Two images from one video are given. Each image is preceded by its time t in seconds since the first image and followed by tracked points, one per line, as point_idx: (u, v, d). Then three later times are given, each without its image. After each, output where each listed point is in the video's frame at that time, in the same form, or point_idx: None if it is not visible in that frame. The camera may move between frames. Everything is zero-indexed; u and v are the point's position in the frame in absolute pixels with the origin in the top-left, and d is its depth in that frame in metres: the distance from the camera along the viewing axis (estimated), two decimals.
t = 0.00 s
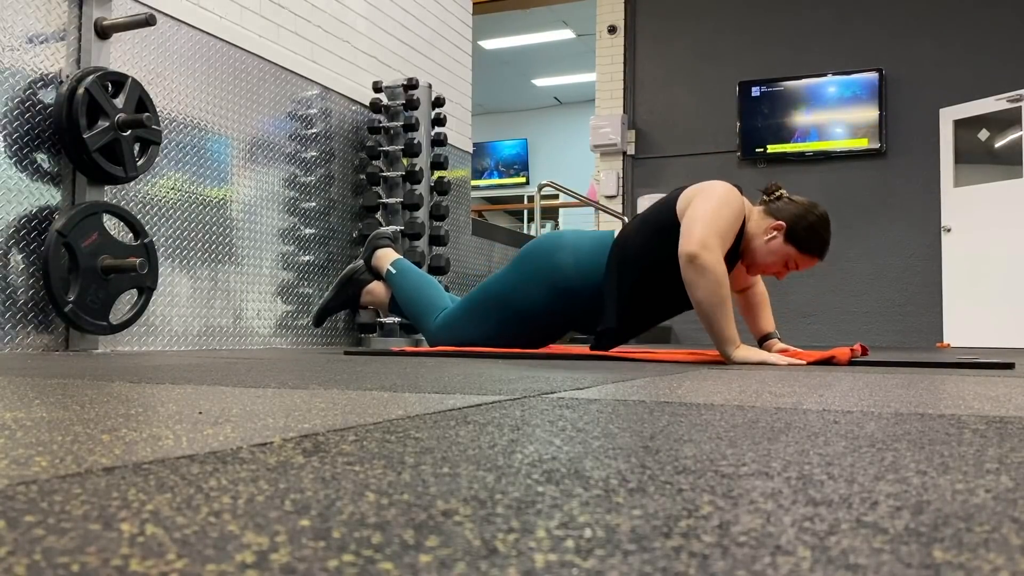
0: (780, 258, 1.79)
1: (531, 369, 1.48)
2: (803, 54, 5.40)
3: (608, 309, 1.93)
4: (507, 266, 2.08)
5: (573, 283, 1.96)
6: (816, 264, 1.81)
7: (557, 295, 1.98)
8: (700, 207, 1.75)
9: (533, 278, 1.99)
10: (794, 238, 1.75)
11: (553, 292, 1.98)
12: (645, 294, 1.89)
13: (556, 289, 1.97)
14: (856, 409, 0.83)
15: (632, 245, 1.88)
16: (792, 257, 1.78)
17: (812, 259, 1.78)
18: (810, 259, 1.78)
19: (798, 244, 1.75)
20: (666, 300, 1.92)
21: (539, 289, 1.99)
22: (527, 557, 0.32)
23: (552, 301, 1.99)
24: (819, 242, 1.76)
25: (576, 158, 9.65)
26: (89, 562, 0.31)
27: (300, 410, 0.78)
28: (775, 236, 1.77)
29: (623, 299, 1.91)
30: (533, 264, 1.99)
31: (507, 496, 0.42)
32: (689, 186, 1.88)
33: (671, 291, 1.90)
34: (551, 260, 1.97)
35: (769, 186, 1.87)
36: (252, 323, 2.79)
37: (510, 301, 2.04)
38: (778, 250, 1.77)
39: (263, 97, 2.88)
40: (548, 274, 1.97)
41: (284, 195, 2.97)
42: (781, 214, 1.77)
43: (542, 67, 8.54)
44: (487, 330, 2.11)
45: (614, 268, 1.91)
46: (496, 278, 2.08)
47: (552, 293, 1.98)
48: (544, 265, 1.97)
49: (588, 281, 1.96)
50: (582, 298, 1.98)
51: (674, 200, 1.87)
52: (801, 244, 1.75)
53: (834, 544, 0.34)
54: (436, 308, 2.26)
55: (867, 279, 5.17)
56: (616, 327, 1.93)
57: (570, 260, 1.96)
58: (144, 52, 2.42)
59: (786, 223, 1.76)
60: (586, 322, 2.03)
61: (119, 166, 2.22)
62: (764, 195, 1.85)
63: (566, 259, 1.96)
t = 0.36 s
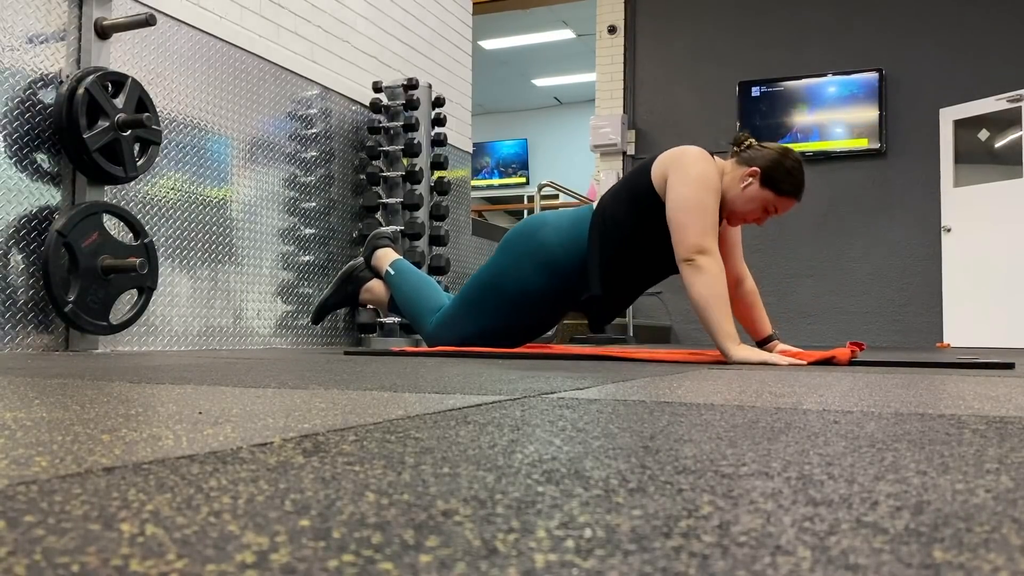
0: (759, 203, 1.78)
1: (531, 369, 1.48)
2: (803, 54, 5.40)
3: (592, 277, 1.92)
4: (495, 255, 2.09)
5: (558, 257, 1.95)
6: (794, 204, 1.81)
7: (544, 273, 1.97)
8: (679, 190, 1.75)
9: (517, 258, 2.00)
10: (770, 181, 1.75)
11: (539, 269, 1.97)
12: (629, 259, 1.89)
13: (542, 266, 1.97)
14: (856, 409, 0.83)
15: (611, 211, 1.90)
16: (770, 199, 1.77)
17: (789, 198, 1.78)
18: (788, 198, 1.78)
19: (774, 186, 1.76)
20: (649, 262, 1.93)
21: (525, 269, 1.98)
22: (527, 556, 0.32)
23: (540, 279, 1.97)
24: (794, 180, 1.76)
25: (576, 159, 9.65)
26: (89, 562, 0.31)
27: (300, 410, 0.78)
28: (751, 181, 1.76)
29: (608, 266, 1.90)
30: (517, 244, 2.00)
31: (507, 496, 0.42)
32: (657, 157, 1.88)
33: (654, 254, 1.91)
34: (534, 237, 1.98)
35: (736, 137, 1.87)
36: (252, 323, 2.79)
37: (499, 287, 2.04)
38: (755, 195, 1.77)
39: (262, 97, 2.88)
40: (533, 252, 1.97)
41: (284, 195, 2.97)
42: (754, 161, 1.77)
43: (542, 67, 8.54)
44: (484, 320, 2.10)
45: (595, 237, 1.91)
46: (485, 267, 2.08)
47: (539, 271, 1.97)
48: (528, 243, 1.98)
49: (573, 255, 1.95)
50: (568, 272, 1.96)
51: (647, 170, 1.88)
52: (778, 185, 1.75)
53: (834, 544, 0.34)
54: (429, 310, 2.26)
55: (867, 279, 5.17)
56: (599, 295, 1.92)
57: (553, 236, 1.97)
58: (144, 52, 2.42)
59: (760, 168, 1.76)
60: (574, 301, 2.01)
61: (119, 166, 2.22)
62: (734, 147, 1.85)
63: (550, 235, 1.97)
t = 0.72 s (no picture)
0: (759, 201, 1.77)
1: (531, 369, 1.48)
2: (803, 54, 5.40)
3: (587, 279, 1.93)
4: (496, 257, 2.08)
5: (556, 259, 1.96)
6: (794, 203, 1.80)
7: (542, 274, 1.98)
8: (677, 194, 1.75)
9: (517, 260, 2.00)
10: (769, 178, 1.74)
11: (537, 271, 1.98)
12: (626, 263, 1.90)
13: (540, 267, 1.97)
14: (856, 409, 0.83)
15: (610, 214, 1.90)
16: (769, 198, 1.77)
17: (789, 197, 1.77)
18: (787, 197, 1.77)
19: (773, 183, 1.74)
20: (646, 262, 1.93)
21: (524, 270, 1.99)
22: (527, 557, 0.33)
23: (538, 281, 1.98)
24: (793, 178, 1.75)
25: (577, 159, 9.65)
26: (89, 562, 0.31)
27: (299, 409, 0.78)
28: (750, 179, 1.76)
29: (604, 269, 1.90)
30: (518, 245, 2.00)
31: (507, 496, 0.42)
32: (655, 159, 1.88)
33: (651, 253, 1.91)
34: (534, 238, 1.98)
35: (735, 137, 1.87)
36: (252, 323, 2.79)
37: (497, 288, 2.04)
38: (754, 193, 1.76)
39: (262, 96, 2.88)
40: (533, 254, 1.98)
41: (284, 195, 2.97)
42: (753, 159, 1.76)
43: (542, 67, 8.54)
44: (482, 320, 2.11)
45: (594, 238, 1.91)
46: (484, 268, 2.08)
47: (537, 272, 1.98)
48: (528, 245, 1.98)
49: (571, 258, 1.95)
50: (566, 273, 1.97)
51: (645, 173, 1.88)
52: (777, 183, 1.74)
53: (835, 544, 0.34)
54: (431, 309, 2.26)
55: (867, 279, 5.17)
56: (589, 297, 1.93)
57: (553, 239, 1.97)
58: (144, 52, 2.42)
59: (759, 166, 1.75)
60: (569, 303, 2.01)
61: (119, 166, 2.22)
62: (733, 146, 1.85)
63: (550, 238, 1.97)
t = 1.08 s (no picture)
0: (786, 277, 1.79)
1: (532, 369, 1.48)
2: (803, 54, 5.40)
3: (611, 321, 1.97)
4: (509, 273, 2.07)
5: (575, 292, 1.98)
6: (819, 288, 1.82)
7: (559, 305, 2.00)
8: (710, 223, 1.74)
9: (535, 286, 1.99)
10: (804, 258, 1.75)
11: (557, 301, 1.99)
12: (651, 313, 1.91)
13: (558, 298, 1.98)
14: (857, 409, 0.83)
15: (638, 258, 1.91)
16: (798, 277, 1.78)
17: (817, 281, 1.79)
18: (816, 281, 1.78)
19: (807, 264, 1.76)
20: (674, 319, 1.94)
21: (541, 297, 2.00)
22: (527, 556, 0.32)
23: (554, 307, 2.00)
24: (826, 266, 1.77)
25: (577, 158, 9.65)
26: (89, 562, 0.31)
27: (300, 410, 0.78)
28: (784, 254, 1.77)
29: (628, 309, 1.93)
30: (538, 270, 1.99)
31: (507, 496, 0.42)
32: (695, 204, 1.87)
33: (681, 306, 1.90)
34: (555, 266, 1.97)
35: (779, 206, 1.88)
36: (252, 323, 2.79)
37: (510, 308, 2.05)
38: (784, 268, 1.78)
39: (262, 96, 2.88)
40: (551, 282, 1.97)
41: (284, 195, 2.97)
42: (791, 234, 1.78)
43: (542, 66, 8.54)
44: (487, 331, 2.11)
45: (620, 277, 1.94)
46: (497, 283, 2.07)
47: (554, 303, 1.99)
48: (549, 273, 1.97)
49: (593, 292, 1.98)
50: (584, 304, 2.00)
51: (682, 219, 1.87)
52: (810, 264, 1.76)
53: (835, 544, 0.34)
54: (439, 308, 2.26)
55: (866, 279, 5.17)
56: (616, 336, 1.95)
57: (575, 270, 1.97)
58: (144, 52, 2.42)
59: (796, 243, 1.76)
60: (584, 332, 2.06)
61: (119, 166, 2.22)
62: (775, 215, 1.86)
63: (571, 269, 1.97)
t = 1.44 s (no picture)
0: (782, 279, 1.79)
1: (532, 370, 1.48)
2: (803, 55, 5.40)
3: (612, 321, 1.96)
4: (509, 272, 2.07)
5: (574, 291, 1.97)
6: (816, 290, 1.81)
7: (558, 304, 1.99)
8: (708, 219, 1.74)
9: (535, 286, 2.00)
10: (800, 260, 1.75)
11: (557, 301, 1.99)
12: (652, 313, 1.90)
13: (556, 297, 1.98)
14: (857, 409, 0.83)
15: (638, 256, 1.89)
16: (794, 279, 1.78)
17: (813, 284, 1.78)
18: (812, 283, 1.78)
19: (802, 267, 1.76)
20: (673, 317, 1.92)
21: (541, 297, 2.00)
22: (527, 557, 0.32)
23: (556, 308, 2.00)
24: (822, 269, 1.77)
25: (577, 158, 9.65)
26: (89, 562, 0.31)
27: (300, 410, 0.78)
28: (780, 256, 1.77)
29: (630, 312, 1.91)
30: (538, 269, 1.99)
31: (507, 496, 0.42)
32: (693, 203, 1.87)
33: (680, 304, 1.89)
34: (554, 265, 1.97)
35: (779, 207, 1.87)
36: (252, 323, 2.79)
37: (512, 307, 2.05)
38: (781, 270, 1.77)
39: (262, 96, 2.88)
40: (551, 282, 1.97)
41: (284, 195, 2.97)
42: (789, 236, 1.77)
43: (542, 66, 8.54)
44: (489, 331, 2.11)
45: (620, 278, 1.92)
46: (498, 281, 2.08)
47: (553, 302, 1.99)
48: (549, 274, 1.97)
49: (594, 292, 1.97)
50: (586, 304, 1.99)
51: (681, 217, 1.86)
52: (806, 267, 1.76)
53: (834, 544, 0.34)
54: (439, 308, 2.26)
55: (866, 279, 5.17)
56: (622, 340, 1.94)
57: (575, 270, 1.96)
58: (144, 52, 2.42)
59: (793, 245, 1.76)
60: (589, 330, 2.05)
61: (119, 166, 2.22)
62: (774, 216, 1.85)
63: (571, 269, 1.96)
